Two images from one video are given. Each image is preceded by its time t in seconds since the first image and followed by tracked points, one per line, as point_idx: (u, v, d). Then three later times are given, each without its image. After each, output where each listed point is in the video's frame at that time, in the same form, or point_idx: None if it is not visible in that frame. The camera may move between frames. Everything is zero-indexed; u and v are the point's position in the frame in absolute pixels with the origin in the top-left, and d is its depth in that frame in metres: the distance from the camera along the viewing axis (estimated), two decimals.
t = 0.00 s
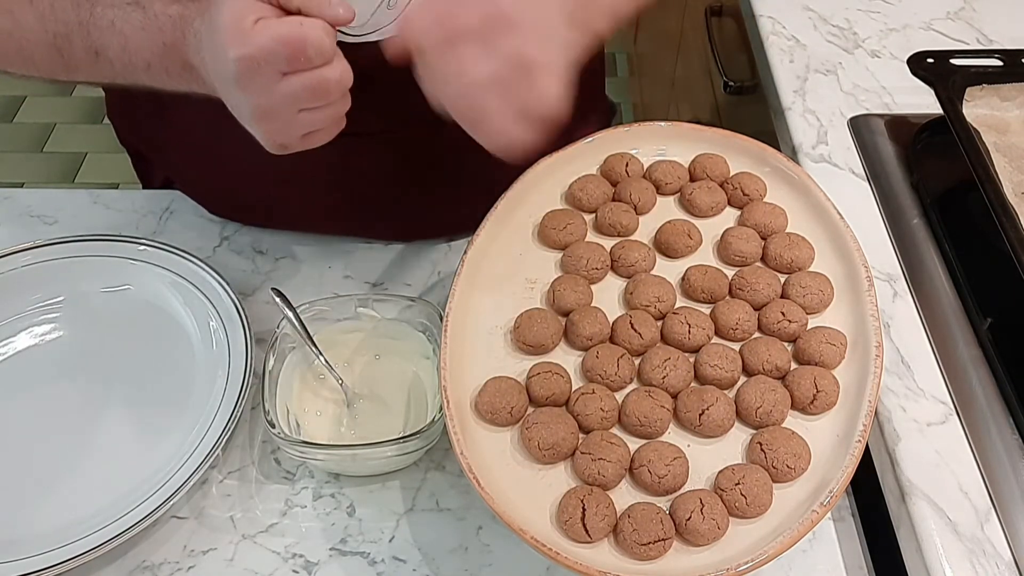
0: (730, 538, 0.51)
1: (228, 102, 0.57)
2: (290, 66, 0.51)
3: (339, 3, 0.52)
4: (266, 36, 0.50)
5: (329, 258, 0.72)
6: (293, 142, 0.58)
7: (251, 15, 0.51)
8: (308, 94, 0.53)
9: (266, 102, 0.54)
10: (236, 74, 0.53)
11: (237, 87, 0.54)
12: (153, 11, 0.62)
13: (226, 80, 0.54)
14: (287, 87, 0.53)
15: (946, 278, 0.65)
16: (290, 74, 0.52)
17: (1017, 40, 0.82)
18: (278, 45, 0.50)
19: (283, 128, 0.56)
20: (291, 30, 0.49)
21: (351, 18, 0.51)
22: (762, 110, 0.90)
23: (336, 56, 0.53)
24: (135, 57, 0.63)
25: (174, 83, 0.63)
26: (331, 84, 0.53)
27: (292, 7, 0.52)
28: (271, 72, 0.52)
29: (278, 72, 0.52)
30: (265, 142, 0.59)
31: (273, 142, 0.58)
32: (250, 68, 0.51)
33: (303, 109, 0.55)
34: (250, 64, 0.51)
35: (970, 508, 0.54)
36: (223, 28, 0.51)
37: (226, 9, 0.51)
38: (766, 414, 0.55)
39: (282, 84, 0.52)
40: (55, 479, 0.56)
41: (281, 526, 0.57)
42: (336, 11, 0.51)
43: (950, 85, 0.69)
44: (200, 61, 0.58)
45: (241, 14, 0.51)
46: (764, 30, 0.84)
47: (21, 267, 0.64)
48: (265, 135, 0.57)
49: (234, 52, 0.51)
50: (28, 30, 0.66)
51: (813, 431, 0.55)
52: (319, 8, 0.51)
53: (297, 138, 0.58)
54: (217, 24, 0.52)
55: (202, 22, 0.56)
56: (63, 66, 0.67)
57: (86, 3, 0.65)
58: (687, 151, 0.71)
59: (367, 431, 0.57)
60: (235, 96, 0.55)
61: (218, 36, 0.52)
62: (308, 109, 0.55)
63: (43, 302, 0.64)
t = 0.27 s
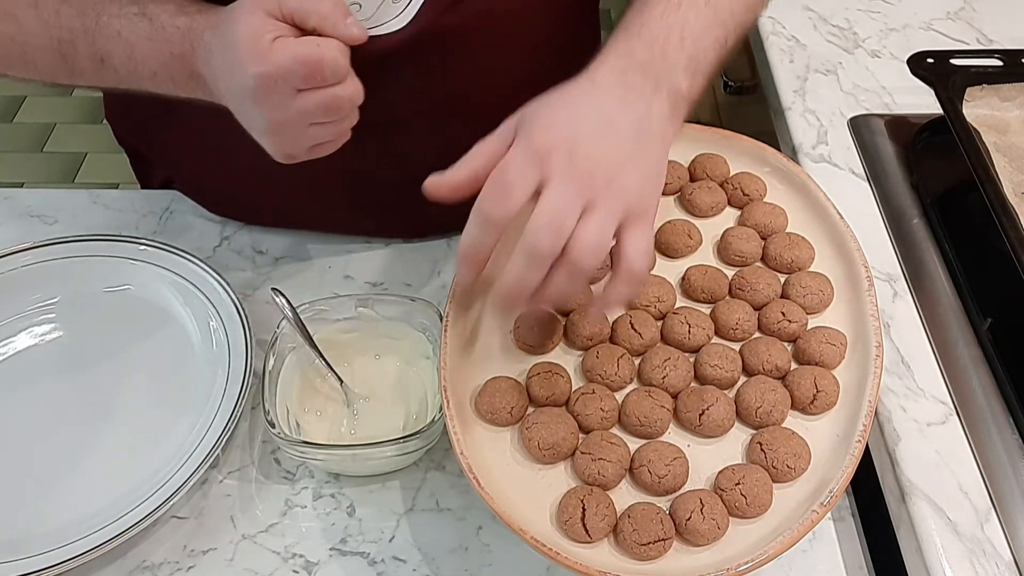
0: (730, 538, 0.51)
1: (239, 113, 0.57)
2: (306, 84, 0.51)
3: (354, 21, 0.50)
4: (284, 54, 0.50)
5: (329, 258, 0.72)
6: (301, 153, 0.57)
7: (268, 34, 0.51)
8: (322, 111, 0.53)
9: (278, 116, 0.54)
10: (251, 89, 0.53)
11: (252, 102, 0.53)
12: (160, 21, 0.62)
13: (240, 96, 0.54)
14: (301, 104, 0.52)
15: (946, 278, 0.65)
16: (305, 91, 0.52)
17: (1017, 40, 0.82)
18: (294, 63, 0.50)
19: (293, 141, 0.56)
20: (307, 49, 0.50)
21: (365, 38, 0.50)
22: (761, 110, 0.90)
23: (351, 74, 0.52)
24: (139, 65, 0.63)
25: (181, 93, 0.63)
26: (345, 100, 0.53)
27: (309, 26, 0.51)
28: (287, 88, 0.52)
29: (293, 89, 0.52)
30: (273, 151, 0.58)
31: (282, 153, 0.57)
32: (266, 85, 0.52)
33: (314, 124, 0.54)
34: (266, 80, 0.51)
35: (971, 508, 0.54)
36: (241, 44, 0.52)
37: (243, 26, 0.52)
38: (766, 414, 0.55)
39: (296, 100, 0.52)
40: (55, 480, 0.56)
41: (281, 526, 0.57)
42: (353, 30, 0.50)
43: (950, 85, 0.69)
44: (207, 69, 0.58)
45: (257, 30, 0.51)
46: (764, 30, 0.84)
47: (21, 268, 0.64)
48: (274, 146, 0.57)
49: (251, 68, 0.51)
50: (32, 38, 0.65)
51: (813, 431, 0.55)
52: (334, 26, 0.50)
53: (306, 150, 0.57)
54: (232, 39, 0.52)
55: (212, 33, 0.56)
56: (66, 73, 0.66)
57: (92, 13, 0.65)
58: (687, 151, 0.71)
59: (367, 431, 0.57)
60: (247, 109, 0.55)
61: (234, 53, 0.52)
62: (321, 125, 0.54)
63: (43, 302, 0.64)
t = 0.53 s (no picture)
0: (730, 537, 0.51)
1: (235, 108, 0.57)
2: (306, 76, 0.52)
3: (354, 16, 0.53)
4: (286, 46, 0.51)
5: (329, 258, 0.72)
6: (297, 147, 0.58)
7: (269, 26, 0.52)
8: (321, 105, 0.54)
9: (276, 109, 0.54)
10: (250, 81, 0.53)
11: (252, 94, 0.54)
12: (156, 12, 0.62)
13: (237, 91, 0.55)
14: (300, 97, 0.53)
15: (946, 278, 0.65)
16: (305, 84, 0.53)
17: (1017, 40, 0.82)
18: (296, 55, 0.51)
19: (291, 136, 0.56)
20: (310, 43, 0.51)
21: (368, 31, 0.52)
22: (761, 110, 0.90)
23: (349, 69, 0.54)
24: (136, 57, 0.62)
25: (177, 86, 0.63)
26: (344, 94, 0.53)
27: (310, 19, 0.53)
28: (286, 81, 0.52)
29: (292, 81, 0.52)
30: (270, 146, 0.58)
31: (279, 146, 0.58)
32: (266, 79, 0.52)
33: (311, 119, 0.55)
34: (266, 73, 0.52)
35: (971, 508, 0.54)
36: (241, 37, 0.52)
37: (243, 20, 0.52)
38: (766, 414, 0.55)
39: (296, 92, 0.53)
40: (56, 480, 0.56)
41: (281, 526, 0.57)
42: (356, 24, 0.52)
43: (950, 85, 0.69)
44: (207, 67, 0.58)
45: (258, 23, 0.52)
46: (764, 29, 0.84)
47: (22, 267, 0.64)
48: (270, 140, 0.57)
49: (252, 59, 0.52)
50: (24, 28, 0.63)
51: (813, 431, 0.55)
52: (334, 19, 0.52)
53: (303, 144, 0.57)
54: (233, 33, 0.53)
55: (211, 28, 0.57)
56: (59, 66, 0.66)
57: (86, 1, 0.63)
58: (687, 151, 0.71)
59: (367, 431, 0.57)
60: (244, 103, 0.55)
61: (234, 46, 0.53)
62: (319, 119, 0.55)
63: (43, 302, 0.64)
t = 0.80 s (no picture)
0: (730, 537, 0.51)
1: (220, 114, 0.58)
2: (288, 90, 0.53)
3: (339, 27, 0.51)
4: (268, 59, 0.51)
5: (329, 258, 0.72)
6: (280, 155, 0.59)
7: (252, 39, 0.52)
8: (304, 116, 0.54)
9: (260, 119, 0.55)
10: (234, 93, 0.53)
11: (234, 105, 0.55)
12: (142, 21, 0.62)
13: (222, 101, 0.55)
14: (283, 108, 0.54)
15: (946, 278, 0.65)
16: (287, 96, 0.53)
17: (1017, 40, 0.82)
18: (278, 69, 0.51)
19: (272, 145, 0.57)
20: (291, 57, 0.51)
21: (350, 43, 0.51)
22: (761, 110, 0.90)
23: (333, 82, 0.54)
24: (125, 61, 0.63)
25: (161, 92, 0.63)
26: (326, 107, 0.54)
27: (294, 31, 0.52)
28: (269, 94, 0.53)
29: (275, 94, 0.53)
30: (252, 151, 0.59)
31: (262, 154, 0.59)
32: (248, 90, 0.53)
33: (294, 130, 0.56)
34: (248, 86, 0.52)
35: (971, 508, 0.54)
36: (224, 49, 0.52)
37: (227, 30, 0.52)
38: (766, 414, 0.55)
39: (278, 104, 0.54)
40: (56, 479, 0.56)
41: (281, 526, 0.57)
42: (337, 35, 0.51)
43: (950, 85, 0.69)
44: (194, 75, 0.58)
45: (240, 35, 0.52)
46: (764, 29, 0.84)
47: (22, 267, 0.64)
48: (254, 148, 0.58)
49: (234, 72, 0.52)
50: (15, 34, 0.65)
51: (813, 430, 0.55)
52: (318, 30, 0.51)
53: (285, 152, 0.59)
54: (217, 43, 0.53)
55: (196, 36, 0.57)
56: (49, 69, 0.66)
57: (75, 9, 0.65)
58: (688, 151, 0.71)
59: (366, 430, 0.57)
60: (229, 112, 0.56)
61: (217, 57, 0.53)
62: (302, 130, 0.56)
63: (42, 302, 0.64)
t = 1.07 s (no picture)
0: (730, 538, 0.51)
1: (234, 116, 0.58)
2: (305, 90, 0.53)
3: (354, 26, 0.51)
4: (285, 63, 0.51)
5: (329, 258, 0.72)
6: (293, 155, 0.59)
7: (269, 39, 0.52)
8: (319, 115, 0.55)
9: (276, 119, 0.55)
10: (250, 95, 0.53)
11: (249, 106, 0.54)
12: (153, 21, 0.62)
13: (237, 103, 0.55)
14: (298, 109, 0.54)
15: (946, 278, 0.65)
16: (303, 96, 0.53)
17: (1017, 40, 0.82)
18: (296, 70, 0.51)
19: (285, 144, 0.58)
20: (307, 58, 0.51)
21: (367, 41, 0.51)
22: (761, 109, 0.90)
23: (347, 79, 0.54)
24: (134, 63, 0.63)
25: (172, 92, 0.63)
26: (341, 106, 0.55)
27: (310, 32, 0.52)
28: (285, 95, 0.53)
29: (292, 94, 0.53)
30: (265, 151, 0.59)
31: (276, 154, 0.59)
32: (264, 91, 0.53)
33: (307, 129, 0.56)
34: (265, 87, 0.52)
35: (971, 508, 0.54)
36: (241, 49, 0.52)
37: (242, 32, 0.52)
38: (766, 414, 0.55)
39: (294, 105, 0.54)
40: (56, 479, 0.56)
41: (281, 526, 0.57)
42: (354, 33, 0.51)
43: (950, 85, 0.69)
44: (206, 75, 0.58)
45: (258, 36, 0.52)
46: (764, 29, 0.84)
47: (22, 267, 0.64)
48: (267, 148, 0.59)
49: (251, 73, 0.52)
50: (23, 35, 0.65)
51: (813, 430, 0.55)
52: (334, 30, 0.51)
53: (297, 152, 0.59)
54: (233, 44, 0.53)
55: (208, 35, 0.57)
56: (56, 69, 0.67)
57: (84, 11, 0.65)
58: (688, 151, 0.71)
59: (366, 430, 0.57)
60: (245, 113, 0.56)
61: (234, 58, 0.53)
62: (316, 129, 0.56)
63: (43, 302, 0.64)
